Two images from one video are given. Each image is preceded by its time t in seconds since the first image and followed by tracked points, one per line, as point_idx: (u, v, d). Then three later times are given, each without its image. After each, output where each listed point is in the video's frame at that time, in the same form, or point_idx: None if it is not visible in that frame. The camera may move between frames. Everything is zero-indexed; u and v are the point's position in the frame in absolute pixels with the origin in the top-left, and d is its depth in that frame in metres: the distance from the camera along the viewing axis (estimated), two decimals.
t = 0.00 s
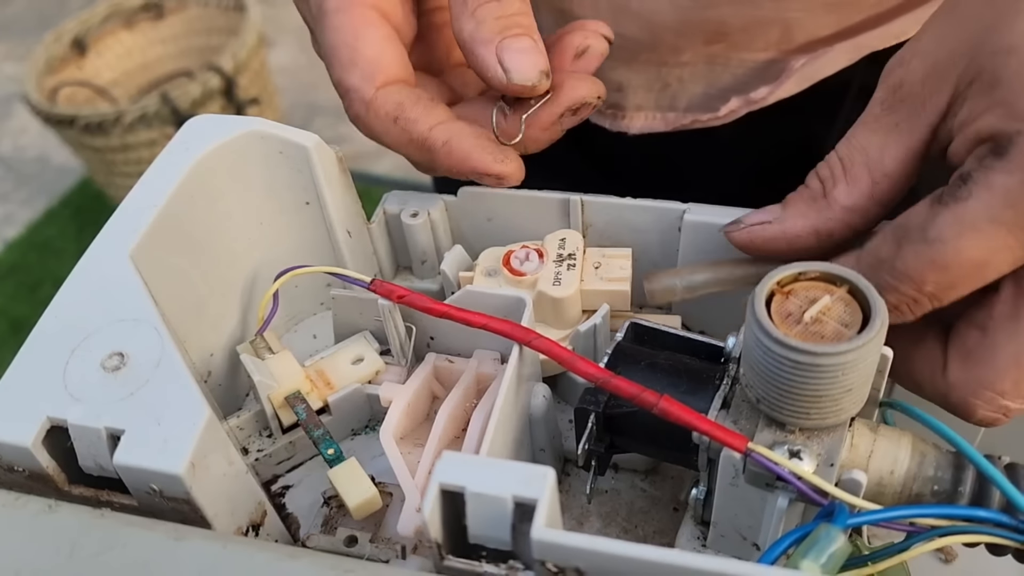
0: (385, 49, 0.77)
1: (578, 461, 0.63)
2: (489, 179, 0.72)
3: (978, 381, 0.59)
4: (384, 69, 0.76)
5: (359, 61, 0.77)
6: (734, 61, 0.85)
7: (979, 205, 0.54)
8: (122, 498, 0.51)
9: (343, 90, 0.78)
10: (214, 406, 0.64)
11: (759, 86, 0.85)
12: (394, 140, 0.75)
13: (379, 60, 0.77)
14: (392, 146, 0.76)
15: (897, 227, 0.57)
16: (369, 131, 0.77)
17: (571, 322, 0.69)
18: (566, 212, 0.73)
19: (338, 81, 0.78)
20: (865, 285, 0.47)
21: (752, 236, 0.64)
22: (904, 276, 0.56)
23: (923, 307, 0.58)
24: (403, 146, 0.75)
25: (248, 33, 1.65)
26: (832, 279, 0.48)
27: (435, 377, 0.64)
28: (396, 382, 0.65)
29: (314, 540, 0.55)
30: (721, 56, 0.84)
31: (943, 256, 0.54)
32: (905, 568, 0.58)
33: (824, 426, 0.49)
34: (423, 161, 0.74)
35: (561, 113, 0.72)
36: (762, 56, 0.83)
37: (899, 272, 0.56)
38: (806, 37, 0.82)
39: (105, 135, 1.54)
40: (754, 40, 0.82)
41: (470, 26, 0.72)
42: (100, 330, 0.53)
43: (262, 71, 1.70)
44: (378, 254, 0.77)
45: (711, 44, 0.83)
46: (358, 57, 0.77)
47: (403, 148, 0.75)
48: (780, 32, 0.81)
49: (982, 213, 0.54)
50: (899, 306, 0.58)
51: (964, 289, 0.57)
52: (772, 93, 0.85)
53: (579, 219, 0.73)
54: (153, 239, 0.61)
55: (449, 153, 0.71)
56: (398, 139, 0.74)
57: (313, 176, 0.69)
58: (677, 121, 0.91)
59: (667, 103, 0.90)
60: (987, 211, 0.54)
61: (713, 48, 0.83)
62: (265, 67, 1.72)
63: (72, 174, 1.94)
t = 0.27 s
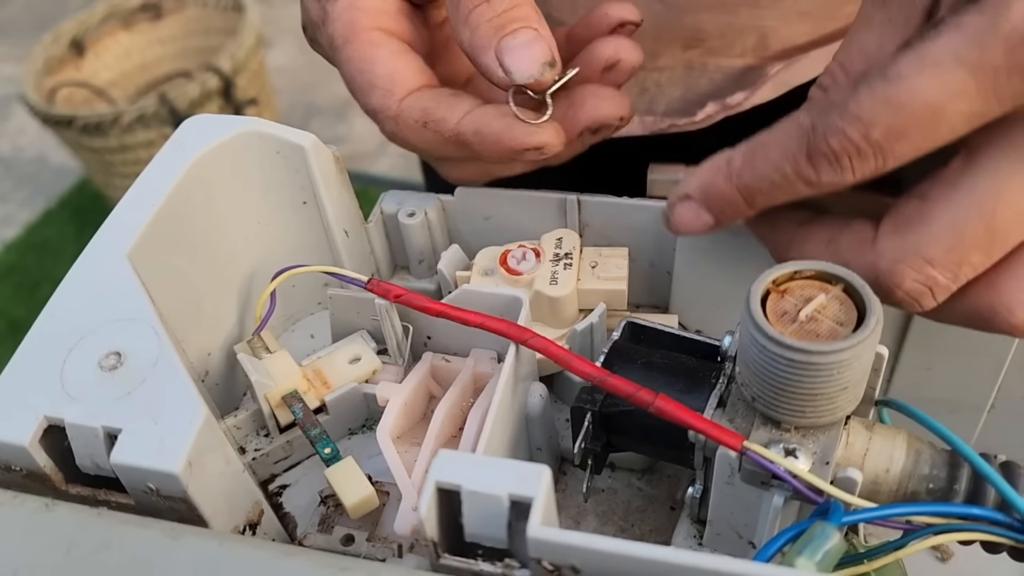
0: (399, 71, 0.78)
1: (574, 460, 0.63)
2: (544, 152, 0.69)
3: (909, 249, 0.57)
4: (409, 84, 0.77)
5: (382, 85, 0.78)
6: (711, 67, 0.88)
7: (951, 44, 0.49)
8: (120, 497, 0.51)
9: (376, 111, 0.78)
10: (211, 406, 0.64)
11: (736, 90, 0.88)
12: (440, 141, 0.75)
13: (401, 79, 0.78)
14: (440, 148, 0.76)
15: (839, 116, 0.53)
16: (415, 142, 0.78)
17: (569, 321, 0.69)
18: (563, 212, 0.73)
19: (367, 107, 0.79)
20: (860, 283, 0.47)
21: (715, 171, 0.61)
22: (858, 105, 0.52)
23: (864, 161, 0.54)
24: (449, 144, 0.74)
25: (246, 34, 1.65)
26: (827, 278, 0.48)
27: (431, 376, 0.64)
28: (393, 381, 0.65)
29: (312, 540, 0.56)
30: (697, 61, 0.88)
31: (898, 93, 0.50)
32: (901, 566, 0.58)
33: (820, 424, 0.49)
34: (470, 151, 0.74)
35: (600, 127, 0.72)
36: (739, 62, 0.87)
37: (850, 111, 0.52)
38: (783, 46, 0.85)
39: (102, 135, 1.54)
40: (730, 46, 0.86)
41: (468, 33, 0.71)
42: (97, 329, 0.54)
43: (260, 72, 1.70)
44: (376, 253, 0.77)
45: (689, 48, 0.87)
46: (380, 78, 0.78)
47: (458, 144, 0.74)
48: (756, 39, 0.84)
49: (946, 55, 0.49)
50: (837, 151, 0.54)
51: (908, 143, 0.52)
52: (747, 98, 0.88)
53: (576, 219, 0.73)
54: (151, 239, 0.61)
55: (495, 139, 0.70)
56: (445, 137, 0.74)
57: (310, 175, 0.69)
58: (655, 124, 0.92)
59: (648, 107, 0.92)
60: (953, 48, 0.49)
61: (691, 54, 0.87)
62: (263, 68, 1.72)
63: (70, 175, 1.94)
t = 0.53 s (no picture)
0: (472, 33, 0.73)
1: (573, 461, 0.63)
2: (619, 130, 0.68)
3: (920, 243, 0.57)
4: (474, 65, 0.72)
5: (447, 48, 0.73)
6: (725, 70, 0.88)
7: (1019, 64, 0.49)
8: (118, 498, 0.51)
9: (435, 74, 0.74)
10: (210, 406, 0.64)
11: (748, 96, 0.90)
12: (513, 115, 0.71)
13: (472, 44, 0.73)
14: (505, 123, 0.72)
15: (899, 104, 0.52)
16: (467, 114, 0.73)
17: (568, 322, 0.69)
18: (562, 212, 0.73)
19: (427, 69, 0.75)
20: (860, 283, 0.47)
21: (753, 141, 0.60)
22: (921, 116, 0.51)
23: (909, 167, 0.54)
24: (523, 115, 0.70)
25: (245, 34, 1.65)
26: (827, 278, 0.48)
27: (431, 377, 0.64)
28: (392, 382, 0.65)
29: (312, 541, 0.57)
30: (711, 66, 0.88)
31: (958, 112, 0.50)
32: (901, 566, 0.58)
33: (820, 425, 0.49)
34: (541, 129, 0.71)
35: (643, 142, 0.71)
36: (752, 65, 0.87)
37: (905, 122, 0.52)
38: (796, 48, 0.85)
39: (101, 136, 1.54)
40: (745, 49, 0.85)
41: (575, 35, 0.70)
42: (96, 330, 0.53)
43: (259, 72, 1.70)
44: (375, 254, 0.77)
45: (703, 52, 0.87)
46: (453, 37, 0.73)
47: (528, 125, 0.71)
48: (771, 41, 0.85)
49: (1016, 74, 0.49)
50: (885, 159, 0.54)
51: (956, 157, 0.53)
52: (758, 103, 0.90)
53: (576, 219, 0.73)
54: (149, 240, 0.61)
55: (581, 110, 0.68)
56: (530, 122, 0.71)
57: (309, 175, 0.69)
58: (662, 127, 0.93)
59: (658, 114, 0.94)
60: None
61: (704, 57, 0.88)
62: (262, 68, 1.72)
63: (69, 176, 1.94)
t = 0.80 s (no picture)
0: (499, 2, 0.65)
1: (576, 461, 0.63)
2: (628, 142, 0.66)
3: (928, 258, 0.57)
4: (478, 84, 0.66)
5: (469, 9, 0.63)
6: (725, 78, 0.90)
7: None
8: (121, 499, 0.51)
9: (456, 30, 0.64)
10: (212, 407, 0.64)
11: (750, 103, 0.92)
12: (528, 98, 0.64)
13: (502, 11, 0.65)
14: (516, 104, 0.65)
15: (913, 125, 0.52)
16: (480, 87, 0.64)
17: (570, 322, 0.69)
18: (564, 212, 0.73)
19: (448, 20, 0.64)
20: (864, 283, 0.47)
21: (762, 164, 0.60)
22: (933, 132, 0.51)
23: (925, 188, 0.54)
24: (542, 101, 0.64)
25: (245, 34, 1.65)
26: (831, 278, 0.48)
27: (434, 377, 0.64)
28: (395, 382, 0.64)
29: (314, 541, 0.56)
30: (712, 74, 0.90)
31: (973, 130, 0.50)
32: (904, 566, 0.58)
33: (824, 425, 0.49)
34: (555, 122, 0.65)
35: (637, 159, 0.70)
36: (752, 73, 0.89)
37: (921, 144, 0.52)
38: (797, 57, 0.87)
39: (101, 137, 1.54)
40: (745, 59, 0.88)
41: (601, 50, 0.70)
42: (98, 330, 0.53)
43: (259, 72, 1.69)
44: (377, 254, 0.77)
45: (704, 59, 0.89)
46: None
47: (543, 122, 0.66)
48: (772, 50, 0.87)
49: None
50: (899, 181, 0.54)
51: (971, 175, 0.53)
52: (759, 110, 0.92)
53: (578, 219, 0.73)
54: (152, 240, 0.61)
55: (605, 110, 0.65)
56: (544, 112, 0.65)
57: (311, 175, 0.69)
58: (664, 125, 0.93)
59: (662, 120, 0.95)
60: None
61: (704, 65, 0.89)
62: (262, 68, 1.72)
63: (69, 176, 1.94)
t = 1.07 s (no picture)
0: None
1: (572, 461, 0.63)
2: (639, 152, 0.66)
3: (917, 259, 0.56)
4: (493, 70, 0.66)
5: None
6: (725, 80, 0.91)
7: (1016, 79, 0.50)
8: (117, 500, 0.51)
9: (488, 9, 0.64)
10: (209, 408, 0.64)
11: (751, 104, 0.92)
12: (558, 81, 0.64)
13: None
14: (541, 88, 0.64)
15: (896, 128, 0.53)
16: (509, 64, 0.64)
17: (567, 322, 0.69)
18: (561, 213, 0.73)
19: None
20: (859, 283, 0.47)
21: (751, 168, 0.61)
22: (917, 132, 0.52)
23: (911, 190, 0.54)
24: (568, 87, 0.64)
25: (244, 36, 1.65)
26: (826, 278, 0.48)
27: (430, 377, 0.64)
28: (391, 382, 0.65)
29: (310, 541, 0.56)
30: (709, 76, 0.91)
31: (958, 128, 0.50)
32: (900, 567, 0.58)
33: (819, 424, 0.49)
34: (574, 111, 0.65)
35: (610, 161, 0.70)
36: (752, 76, 0.89)
37: (908, 144, 0.52)
38: (798, 61, 0.87)
39: (100, 137, 1.54)
40: (745, 62, 0.88)
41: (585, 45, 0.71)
42: (94, 331, 0.53)
43: (258, 73, 1.70)
44: (374, 255, 0.77)
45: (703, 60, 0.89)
46: None
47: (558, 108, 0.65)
48: (772, 54, 0.87)
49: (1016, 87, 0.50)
50: (887, 182, 0.54)
51: (958, 175, 0.53)
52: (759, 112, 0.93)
53: (574, 219, 0.73)
54: (148, 241, 0.61)
55: (626, 114, 0.66)
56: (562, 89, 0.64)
57: (308, 177, 0.69)
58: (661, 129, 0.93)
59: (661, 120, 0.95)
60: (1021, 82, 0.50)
61: (704, 67, 0.90)
62: (261, 69, 1.72)
63: (68, 177, 1.94)
